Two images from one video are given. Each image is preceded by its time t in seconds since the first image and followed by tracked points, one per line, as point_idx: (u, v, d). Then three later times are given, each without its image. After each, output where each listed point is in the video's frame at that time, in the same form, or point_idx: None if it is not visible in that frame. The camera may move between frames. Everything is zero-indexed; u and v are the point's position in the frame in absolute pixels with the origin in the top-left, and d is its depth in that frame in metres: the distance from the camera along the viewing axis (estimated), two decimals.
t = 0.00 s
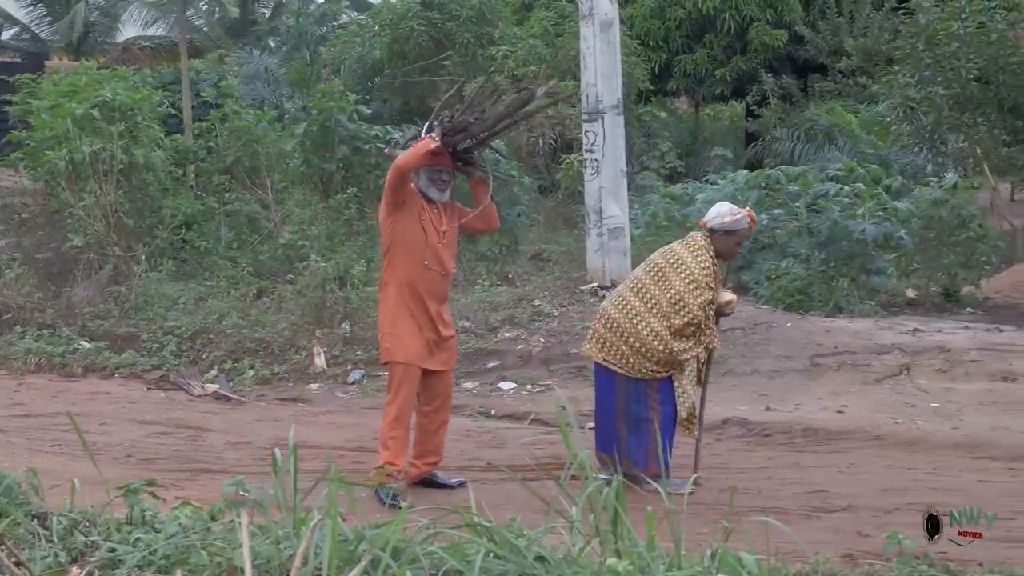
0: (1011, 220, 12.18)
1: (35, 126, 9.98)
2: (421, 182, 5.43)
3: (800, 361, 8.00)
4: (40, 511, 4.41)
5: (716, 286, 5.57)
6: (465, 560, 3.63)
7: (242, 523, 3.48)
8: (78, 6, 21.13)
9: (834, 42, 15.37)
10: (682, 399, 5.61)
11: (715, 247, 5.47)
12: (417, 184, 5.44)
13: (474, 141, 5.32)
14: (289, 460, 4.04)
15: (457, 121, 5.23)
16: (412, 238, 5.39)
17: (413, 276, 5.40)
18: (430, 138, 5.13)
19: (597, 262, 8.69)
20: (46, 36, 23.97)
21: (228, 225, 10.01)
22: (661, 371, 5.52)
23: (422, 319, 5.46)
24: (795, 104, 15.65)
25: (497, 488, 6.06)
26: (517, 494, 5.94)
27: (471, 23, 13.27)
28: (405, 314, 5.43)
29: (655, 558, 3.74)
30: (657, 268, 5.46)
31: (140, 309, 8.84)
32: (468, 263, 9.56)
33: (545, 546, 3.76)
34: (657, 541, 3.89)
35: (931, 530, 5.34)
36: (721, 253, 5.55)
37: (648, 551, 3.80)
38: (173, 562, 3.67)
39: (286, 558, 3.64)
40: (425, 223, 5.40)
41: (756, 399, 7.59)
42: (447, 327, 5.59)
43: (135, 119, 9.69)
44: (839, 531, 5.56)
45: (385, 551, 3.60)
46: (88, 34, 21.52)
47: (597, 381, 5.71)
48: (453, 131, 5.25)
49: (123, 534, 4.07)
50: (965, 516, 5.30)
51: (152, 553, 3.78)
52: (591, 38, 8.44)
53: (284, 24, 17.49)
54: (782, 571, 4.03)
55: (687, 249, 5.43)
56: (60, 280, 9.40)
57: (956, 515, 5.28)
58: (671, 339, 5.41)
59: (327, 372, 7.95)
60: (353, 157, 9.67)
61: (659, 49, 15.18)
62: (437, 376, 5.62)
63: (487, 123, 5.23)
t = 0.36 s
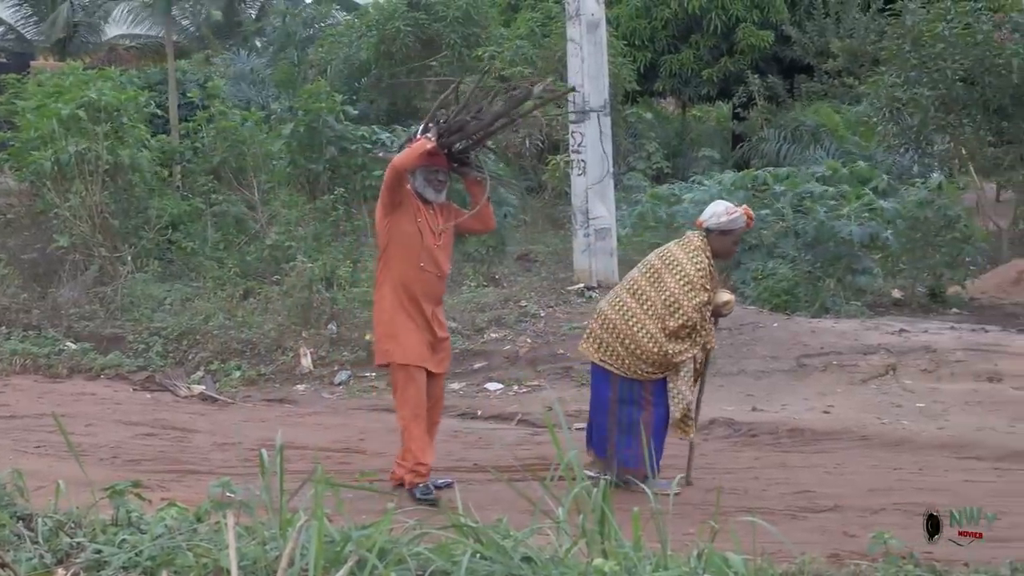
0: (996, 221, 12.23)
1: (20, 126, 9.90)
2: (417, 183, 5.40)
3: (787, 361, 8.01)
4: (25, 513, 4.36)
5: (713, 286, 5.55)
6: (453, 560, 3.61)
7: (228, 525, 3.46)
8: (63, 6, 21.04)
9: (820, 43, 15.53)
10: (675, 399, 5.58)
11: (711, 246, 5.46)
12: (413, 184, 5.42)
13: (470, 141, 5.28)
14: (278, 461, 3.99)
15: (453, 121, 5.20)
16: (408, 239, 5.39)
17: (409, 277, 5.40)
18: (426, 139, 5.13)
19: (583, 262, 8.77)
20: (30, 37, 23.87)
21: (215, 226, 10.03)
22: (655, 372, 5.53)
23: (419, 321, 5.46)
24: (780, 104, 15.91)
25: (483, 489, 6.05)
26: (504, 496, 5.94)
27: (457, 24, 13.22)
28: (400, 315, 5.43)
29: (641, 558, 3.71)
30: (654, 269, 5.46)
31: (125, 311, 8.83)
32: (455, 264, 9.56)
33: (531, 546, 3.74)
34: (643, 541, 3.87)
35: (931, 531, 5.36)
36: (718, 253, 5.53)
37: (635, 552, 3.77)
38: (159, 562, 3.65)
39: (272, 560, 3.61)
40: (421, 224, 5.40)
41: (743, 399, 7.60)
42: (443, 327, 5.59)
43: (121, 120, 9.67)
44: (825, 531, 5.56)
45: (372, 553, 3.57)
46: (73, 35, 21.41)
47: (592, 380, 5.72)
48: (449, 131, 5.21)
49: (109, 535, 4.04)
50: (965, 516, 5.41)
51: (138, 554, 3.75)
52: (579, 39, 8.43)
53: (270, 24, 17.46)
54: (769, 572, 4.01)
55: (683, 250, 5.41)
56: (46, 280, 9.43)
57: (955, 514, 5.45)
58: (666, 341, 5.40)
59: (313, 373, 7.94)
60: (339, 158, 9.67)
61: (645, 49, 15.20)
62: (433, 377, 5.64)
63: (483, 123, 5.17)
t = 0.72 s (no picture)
0: (978, 221, 12.29)
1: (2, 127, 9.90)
2: (413, 186, 5.43)
3: (770, 361, 8.02)
4: (5, 515, 4.28)
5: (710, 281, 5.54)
6: (435, 561, 3.57)
7: (210, 525, 3.43)
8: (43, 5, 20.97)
9: (802, 44, 15.73)
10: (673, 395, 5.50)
11: (704, 240, 5.47)
12: (409, 188, 5.44)
13: (468, 143, 5.36)
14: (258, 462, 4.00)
15: (453, 123, 5.25)
16: (405, 243, 5.38)
17: (406, 281, 5.38)
18: (424, 142, 5.11)
19: (566, 262, 8.95)
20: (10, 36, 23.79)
21: (198, 227, 10.05)
22: (652, 367, 5.51)
23: (415, 325, 5.44)
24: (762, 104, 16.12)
25: (467, 489, 6.04)
26: (488, 496, 5.92)
27: (440, 24, 13.29)
28: (397, 319, 5.42)
29: (624, 558, 3.67)
30: (648, 266, 5.51)
31: (107, 311, 8.83)
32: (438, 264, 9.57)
33: (515, 546, 3.69)
34: (626, 540, 3.83)
35: (931, 529, 5.38)
36: (714, 248, 5.53)
37: (617, 551, 3.73)
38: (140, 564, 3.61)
39: (255, 561, 3.57)
40: (417, 228, 5.40)
41: (725, 399, 7.62)
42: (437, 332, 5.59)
43: (103, 120, 9.65)
44: (807, 530, 5.57)
45: (354, 553, 3.53)
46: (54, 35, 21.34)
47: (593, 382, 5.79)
48: (448, 134, 5.27)
49: (90, 537, 3.99)
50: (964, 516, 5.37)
51: (120, 556, 3.73)
52: (561, 38, 8.47)
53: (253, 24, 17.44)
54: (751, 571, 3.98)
55: (676, 246, 5.46)
56: (28, 281, 9.39)
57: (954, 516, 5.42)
58: (658, 335, 5.41)
59: (296, 373, 7.94)
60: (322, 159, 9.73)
61: (628, 49, 15.40)
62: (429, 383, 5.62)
63: (484, 127, 5.24)
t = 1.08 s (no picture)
0: (964, 220, 12.33)
1: None
2: (418, 186, 5.44)
3: (757, 360, 8.03)
4: None
5: (718, 280, 5.52)
6: (423, 560, 3.57)
7: (199, 526, 3.40)
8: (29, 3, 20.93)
9: (788, 44, 15.70)
10: (675, 392, 5.53)
11: (708, 239, 5.45)
12: (414, 188, 5.45)
13: (472, 146, 5.37)
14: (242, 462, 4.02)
15: (460, 123, 5.32)
16: (408, 242, 5.37)
17: (408, 281, 5.38)
18: (433, 141, 5.12)
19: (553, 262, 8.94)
20: None
21: (184, 225, 10.11)
22: (654, 363, 5.56)
23: (417, 326, 5.44)
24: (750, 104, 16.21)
25: (458, 489, 6.01)
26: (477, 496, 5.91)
27: (426, 24, 13.25)
28: (398, 318, 5.41)
29: (613, 557, 3.63)
30: (653, 264, 5.55)
31: (93, 311, 8.82)
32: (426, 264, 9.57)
33: (502, 546, 3.65)
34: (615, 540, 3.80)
35: (931, 530, 5.38)
36: (722, 249, 5.47)
37: (606, 551, 3.69)
38: (127, 564, 3.58)
39: (242, 561, 3.56)
40: (420, 228, 5.40)
41: (712, 400, 7.64)
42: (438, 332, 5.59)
43: (90, 120, 9.62)
44: (795, 529, 5.57)
45: (341, 552, 3.51)
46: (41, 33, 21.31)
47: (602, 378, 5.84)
48: (454, 134, 5.30)
49: (77, 538, 3.95)
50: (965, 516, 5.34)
51: (106, 556, 3.68)
52: (549, 38, 8.48)
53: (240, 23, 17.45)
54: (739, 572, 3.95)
55: (681, 244, 5.48)
56: (15, 281, 9.53)
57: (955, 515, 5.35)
58: (656, 328, 5.45)
59: (283, 373, 7.93)
60: (309, 159, 9.65)
61: (616, 49, 15.49)
62: (430, 383, 5.62)
63: (491, 128, 5.30)
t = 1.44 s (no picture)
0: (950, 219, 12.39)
1: None
2: (422, 185, 5.47)
3: (744, 359, 8.05)
4: None
5: (717, 281, 5.52)
6: (409, 561, 3.54)
7: (185, 526, 3.37)
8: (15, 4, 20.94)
9: (775, 44, 15.84)
10: (671, 391, 5.53)
11: (709, 240, 5.44)
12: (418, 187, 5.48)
13: (475, 144, 5.43)
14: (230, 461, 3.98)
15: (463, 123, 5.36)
16: (412, 240, 5.37)
17: (412, 278, 5.37)
18: (436, 140, 5.14)
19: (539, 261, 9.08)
20: None
21: (171, 225, 10.13)
22: (651, 362, 5.53)
23: (421, 324, 5.42)
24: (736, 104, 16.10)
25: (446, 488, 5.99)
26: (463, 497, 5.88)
27: (413, 24, 13.34)
28: (403, 317, 5.39)
29: (599, 556, 3.60)
30: (653, 263, 5.53)
31: (80, 311, 8.81)
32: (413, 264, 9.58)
33: (490, 546, 3.62)
34: (600, 539, 3.78)
35: (932, 530, 5.27)
36: (722, 249, 5.47)
37: (593, 550, 3.66)
38: (114, 565, 3.56)
39: (229, 561, 3.53)
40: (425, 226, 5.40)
41: (699, 400, 7.66)
42: (444, 331, 5.56)
43: (77, 120, 9.60)
44: (781, 528, 5.57)
45: (328, 552, 3.48)
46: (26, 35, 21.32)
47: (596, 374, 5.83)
48: (457, 134, 5.35)
49: (63, 538, 3.92)
50: (965, 516, 5.24)
51: (92, 556, 3.66)
52: (535, 37, 8.51)
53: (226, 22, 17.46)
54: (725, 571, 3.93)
55: (681, 244, 5.46)
56: None
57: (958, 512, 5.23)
58: (655, 328, 5.44)
59: (270, 373, 7.92)
60: (296, 158, 9.67)
61: (603, 50, 15.56)
62: (435, 382, 5.59)
63: (493, 127, 5.35)
